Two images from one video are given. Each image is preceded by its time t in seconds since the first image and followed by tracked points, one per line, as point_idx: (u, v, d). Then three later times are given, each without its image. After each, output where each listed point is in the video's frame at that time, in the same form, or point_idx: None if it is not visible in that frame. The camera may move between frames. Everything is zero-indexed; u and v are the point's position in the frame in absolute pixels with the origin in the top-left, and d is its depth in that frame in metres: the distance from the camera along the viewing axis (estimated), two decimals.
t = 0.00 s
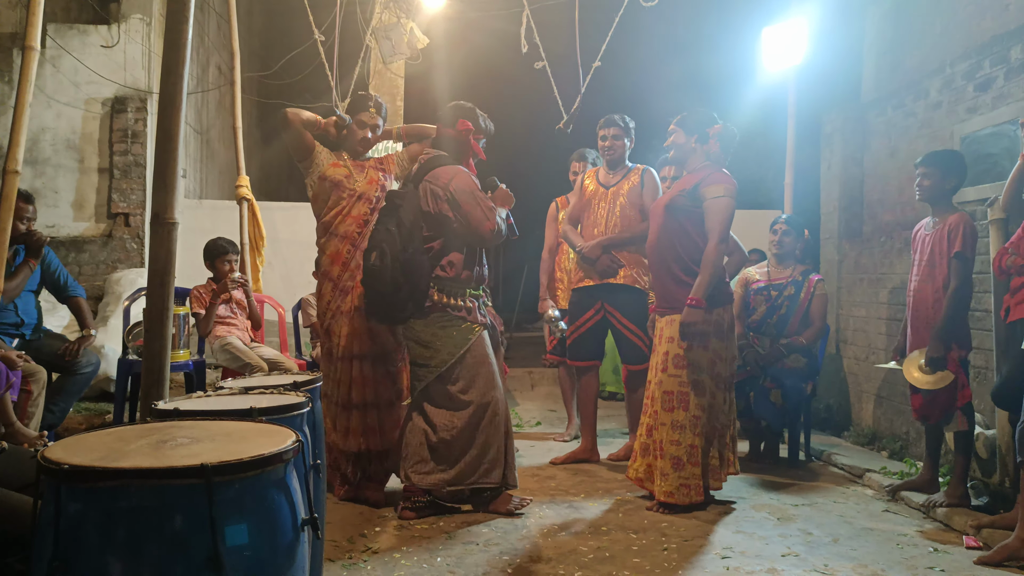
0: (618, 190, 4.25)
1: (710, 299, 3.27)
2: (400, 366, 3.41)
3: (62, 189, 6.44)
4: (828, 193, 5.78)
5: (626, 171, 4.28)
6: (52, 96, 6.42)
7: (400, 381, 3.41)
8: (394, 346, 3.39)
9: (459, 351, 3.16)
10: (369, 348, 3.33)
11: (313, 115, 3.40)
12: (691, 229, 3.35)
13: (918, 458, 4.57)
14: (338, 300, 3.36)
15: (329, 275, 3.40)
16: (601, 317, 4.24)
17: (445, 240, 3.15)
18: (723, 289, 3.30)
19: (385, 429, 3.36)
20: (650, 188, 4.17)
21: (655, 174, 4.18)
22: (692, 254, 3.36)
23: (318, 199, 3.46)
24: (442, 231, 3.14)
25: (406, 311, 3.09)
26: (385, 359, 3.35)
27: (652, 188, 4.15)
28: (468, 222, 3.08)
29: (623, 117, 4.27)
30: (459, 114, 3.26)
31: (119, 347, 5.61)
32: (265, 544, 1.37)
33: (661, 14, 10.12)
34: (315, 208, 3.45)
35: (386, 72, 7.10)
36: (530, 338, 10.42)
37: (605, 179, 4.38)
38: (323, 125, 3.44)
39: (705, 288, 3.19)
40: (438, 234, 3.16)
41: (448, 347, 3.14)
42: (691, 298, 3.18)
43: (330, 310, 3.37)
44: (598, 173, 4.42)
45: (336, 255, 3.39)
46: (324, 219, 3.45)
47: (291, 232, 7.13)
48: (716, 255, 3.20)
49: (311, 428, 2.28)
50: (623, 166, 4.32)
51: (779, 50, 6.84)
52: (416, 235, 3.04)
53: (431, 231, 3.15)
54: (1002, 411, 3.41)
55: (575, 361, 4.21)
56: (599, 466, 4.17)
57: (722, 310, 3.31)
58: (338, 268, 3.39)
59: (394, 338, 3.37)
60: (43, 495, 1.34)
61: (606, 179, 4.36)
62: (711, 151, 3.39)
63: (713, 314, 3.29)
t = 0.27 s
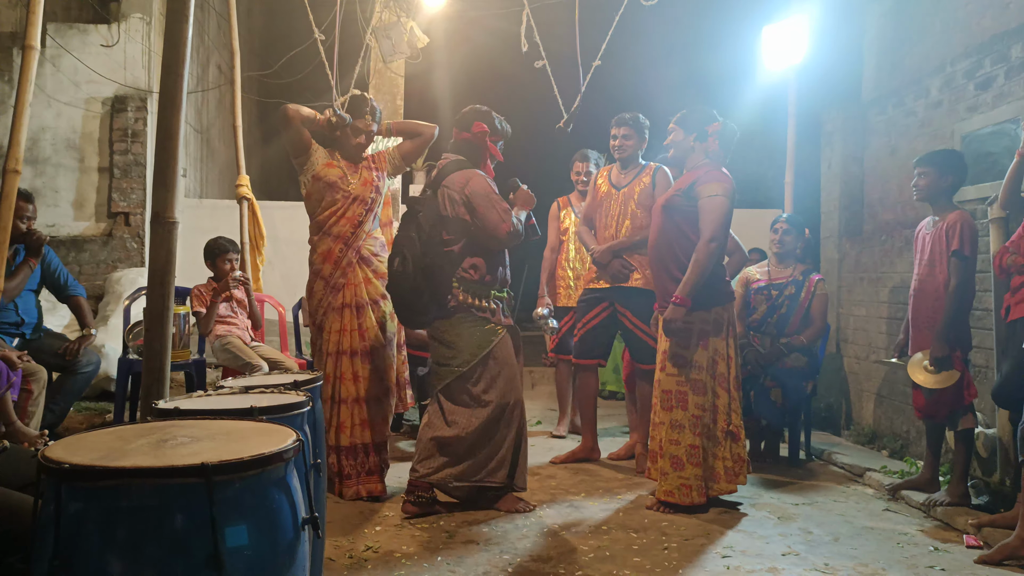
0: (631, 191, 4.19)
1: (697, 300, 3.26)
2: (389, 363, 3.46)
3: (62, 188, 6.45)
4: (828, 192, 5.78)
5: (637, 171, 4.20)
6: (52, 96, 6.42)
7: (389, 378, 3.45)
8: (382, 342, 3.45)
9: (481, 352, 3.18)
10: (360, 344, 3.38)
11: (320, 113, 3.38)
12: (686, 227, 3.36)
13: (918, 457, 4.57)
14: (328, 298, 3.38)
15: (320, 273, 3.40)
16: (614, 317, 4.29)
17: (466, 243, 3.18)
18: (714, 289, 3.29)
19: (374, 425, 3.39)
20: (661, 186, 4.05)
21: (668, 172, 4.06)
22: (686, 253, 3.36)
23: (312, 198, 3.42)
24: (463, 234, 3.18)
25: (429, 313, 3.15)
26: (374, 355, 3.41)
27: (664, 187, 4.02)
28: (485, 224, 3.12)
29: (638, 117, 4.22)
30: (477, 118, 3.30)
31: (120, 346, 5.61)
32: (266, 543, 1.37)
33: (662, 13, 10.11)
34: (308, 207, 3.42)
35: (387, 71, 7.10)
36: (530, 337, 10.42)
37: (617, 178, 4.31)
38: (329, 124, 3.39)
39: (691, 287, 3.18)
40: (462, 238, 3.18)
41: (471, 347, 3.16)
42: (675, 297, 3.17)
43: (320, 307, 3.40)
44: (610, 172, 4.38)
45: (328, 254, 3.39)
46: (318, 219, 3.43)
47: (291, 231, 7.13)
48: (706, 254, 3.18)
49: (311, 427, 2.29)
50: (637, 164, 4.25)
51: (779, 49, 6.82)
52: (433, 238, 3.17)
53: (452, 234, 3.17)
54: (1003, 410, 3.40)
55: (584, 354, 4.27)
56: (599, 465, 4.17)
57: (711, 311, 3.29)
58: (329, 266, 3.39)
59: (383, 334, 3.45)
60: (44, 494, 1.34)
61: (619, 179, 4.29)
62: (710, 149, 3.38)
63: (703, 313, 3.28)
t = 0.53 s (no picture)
0: (636, 193, 4.19)
1: (701, 301, 3.25)
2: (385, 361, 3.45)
3: (63, 189, 6.45)
4: (829, 192, 5.78)
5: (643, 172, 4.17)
6: (53, 96, 6.43)
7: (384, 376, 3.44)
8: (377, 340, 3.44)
9: (489, 351, 3.18)
10: (355, 342, 3.38)
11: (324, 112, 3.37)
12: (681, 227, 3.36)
13: (919, 458, 4.57)
14: (323, 295, 3.38)
15: (315, 272, 3.40)
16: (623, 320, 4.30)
17: (485, 237, 3.23)
18: (716, 290, 3.28)
19: (369, 423, 3.38)
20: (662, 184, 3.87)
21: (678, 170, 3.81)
22: (687, 253, 3.35)
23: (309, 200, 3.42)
24: (482, 228, 3.23)
25: (449, 308, 3.27)
26: (369, 354, 3.39)
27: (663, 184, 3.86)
28: (502, 219, 3.15)
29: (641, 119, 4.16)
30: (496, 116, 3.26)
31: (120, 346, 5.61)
32: (266, 544, 1.37)
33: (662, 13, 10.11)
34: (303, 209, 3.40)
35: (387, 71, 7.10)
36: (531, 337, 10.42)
37: (626, 180, 4.32)
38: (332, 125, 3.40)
39: (695, 289, 3.19)
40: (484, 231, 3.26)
41: (480, 344, 3.19)
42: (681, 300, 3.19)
43: (315, 305, 3.39)
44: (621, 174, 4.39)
45: (324, 254, 3.39)
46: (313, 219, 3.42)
47: (291, 232, 7.14)
48: (708, 255, 3.18)
49: (312, 427, 2.29)
50: (645, 165, 4.20)
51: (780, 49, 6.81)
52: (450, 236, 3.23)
53: (470, 229, 3.24)
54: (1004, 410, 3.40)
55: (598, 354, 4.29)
56: (600, 466, 4.17)
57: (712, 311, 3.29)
58: (325, 265, 3.39)
59: (379, 332, 3.43)
60: (44, 495, 1.34)
61: (627, 181, 4.30)
62: (711, 149, 3.39)
63: (705, 313, 3.28)
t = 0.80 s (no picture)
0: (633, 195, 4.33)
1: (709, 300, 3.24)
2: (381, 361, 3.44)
3: (62, 189, 6.46)
4: (827, 192, 5.78)
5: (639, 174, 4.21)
6: (52, 96, 6.43)
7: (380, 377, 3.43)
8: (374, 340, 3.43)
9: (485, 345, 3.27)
10: (352, 342, 3.39)
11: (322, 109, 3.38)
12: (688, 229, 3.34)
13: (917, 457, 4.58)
14: (320, 294, 3.40)
15: (313, 270, 3.41)
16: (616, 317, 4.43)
17: (481, 239, 3.31)
18: (722, 289, 3.27)
19: (363, 423, 3.39)
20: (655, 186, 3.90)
21: (672, 172, 3.80)
22: (692, 254, 3.35)
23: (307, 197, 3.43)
24: (478, 231, 3.32)
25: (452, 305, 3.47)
26: (365, 354, 3.39)
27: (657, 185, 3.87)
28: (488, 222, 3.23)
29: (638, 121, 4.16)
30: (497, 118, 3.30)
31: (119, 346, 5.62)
32: (265, 543, 1.37)
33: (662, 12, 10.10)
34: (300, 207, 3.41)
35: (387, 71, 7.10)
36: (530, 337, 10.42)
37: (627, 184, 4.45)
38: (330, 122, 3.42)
39: (705, 288, 3.16)
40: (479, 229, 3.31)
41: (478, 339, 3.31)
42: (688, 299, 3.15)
43: (312, 303, 3.41)
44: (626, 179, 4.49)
45: (321, 252, 3.40)
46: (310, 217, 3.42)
47: (290, 232, 7.14)
48: (716, 256, 3.17)
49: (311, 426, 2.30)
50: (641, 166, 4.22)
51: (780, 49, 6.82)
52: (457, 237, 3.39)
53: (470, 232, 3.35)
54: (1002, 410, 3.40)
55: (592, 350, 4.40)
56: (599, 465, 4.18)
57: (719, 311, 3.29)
58: (322, 264, 3.40)
59: (375, 332, 3.43)
60: (44, 494, 1.35)
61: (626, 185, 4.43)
62: (712, 150, 3.38)
63: (711, 313, 3.28)
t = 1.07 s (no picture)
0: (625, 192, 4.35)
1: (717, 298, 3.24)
2: (382, 360, 3.43)
3: (62, 188, 6.46)
4: (828, 191, 5.77)
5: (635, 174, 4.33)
6: (52, 95, 6.43)
7: (380, 376, 3.42)
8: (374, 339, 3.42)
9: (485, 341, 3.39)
10: (352, 341, 3.38)
11: (322, 106, 3.40)
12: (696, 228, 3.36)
13: (917, 456, 4.58)
14: (321, 293, 3.40)
15: (312, 269, 3.42)
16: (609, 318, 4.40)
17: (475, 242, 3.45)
18: (729, 288, 3.27)
19: (366, 423, 3.39)
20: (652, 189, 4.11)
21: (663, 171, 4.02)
22: (699, 252, 3.34)
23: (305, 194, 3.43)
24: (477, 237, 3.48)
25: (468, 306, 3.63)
26: (365, 353, 3.39)
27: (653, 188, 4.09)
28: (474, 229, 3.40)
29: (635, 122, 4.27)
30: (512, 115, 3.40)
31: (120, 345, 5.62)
32: (266, 542, 1.38)
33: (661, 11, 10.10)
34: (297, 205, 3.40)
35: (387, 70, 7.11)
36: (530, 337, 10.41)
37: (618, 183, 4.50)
38: (331, 120, 3.45)
39: (712, 287, 3.18)
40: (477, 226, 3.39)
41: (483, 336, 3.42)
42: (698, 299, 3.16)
43: (312, 302, 3.41)
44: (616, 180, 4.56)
45: (321, 251, 3.40)
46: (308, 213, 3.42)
47: (290, 230, 7.14)
48: (725, 255, 3.19)
49: (311, 425, 2.30)
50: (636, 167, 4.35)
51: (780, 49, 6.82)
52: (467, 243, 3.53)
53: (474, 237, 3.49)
54: (1002, 408, 3.40)
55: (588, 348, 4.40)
56: (599, 464, 4.19)
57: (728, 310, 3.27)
58: (322, 262, 3.40)
59: (376, 331, 3.42)
60: (44, 493, 1.35)
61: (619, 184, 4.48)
62: (723, 148, 3.36)
63: (720, 313, 3.26)
